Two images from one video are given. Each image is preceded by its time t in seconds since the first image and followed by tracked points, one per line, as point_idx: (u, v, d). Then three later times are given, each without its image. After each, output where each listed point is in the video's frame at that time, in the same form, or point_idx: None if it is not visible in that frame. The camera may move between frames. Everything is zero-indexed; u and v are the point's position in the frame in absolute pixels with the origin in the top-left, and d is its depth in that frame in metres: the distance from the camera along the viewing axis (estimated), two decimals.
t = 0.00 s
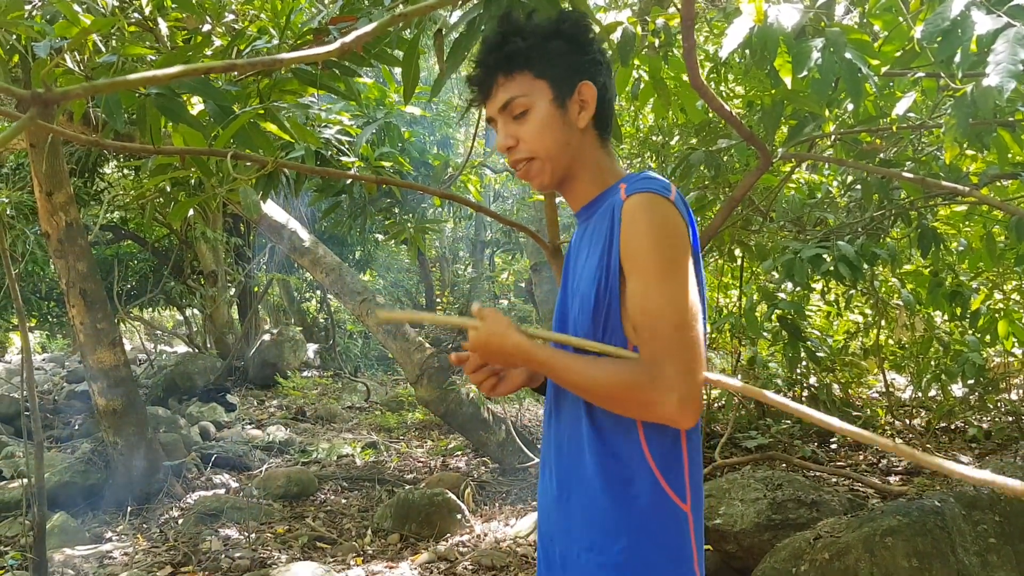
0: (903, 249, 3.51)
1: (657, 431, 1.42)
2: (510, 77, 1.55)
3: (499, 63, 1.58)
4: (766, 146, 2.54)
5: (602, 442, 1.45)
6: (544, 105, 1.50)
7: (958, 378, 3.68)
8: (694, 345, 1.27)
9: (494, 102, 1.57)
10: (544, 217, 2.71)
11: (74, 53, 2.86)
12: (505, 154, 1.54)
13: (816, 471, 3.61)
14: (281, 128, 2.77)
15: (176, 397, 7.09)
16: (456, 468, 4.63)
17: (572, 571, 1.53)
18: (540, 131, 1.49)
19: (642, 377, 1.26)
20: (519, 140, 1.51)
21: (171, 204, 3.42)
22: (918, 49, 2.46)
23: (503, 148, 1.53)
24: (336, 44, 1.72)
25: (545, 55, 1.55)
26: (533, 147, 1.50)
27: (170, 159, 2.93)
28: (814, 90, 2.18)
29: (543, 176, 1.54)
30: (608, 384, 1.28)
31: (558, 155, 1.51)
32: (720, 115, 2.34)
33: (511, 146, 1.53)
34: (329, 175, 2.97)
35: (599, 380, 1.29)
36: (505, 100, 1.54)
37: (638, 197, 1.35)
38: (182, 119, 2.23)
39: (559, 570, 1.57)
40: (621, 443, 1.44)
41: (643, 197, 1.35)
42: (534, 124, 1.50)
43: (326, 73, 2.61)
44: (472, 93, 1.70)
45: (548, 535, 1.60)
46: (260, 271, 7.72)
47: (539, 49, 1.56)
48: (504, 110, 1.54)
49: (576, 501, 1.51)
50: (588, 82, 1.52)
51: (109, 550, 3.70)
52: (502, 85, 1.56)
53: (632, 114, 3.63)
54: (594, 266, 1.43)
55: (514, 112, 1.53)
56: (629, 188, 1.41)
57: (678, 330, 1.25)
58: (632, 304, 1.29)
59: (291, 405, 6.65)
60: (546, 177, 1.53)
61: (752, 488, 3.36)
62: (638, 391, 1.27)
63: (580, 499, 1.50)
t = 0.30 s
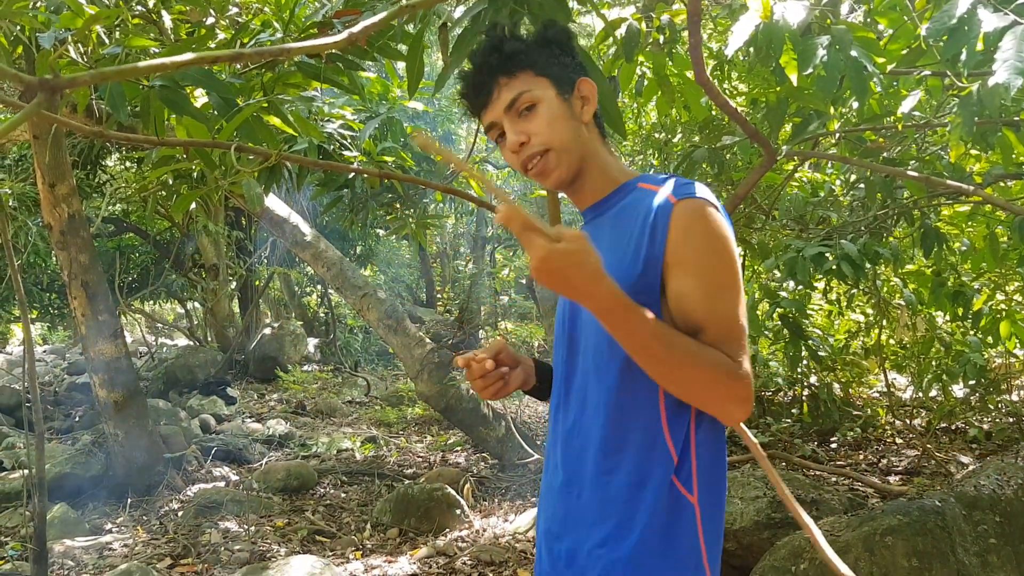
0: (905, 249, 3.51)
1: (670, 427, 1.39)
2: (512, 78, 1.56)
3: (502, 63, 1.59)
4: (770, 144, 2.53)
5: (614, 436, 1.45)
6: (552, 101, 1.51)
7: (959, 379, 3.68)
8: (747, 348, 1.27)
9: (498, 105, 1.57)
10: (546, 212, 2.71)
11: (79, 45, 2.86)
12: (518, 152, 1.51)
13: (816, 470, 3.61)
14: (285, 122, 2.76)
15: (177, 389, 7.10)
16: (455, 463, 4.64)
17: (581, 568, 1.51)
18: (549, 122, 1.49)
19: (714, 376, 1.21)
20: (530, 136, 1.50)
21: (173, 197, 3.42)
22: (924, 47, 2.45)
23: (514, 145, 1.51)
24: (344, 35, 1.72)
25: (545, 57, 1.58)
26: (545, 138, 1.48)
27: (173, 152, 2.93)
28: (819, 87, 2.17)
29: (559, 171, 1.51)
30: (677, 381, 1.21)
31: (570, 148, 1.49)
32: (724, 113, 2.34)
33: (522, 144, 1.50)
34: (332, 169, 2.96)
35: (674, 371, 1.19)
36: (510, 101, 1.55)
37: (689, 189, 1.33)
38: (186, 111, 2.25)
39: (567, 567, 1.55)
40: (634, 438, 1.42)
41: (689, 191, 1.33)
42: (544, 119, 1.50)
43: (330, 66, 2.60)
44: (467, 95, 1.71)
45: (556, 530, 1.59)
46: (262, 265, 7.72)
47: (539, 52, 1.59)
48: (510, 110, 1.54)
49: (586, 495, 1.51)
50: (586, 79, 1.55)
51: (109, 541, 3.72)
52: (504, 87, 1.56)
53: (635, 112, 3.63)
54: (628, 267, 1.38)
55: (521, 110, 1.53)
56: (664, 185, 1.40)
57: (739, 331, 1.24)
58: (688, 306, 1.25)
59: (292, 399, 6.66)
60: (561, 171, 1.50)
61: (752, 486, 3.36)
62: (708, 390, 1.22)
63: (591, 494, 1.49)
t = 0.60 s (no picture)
0: (906, 248, 3.51)
1: (685, 426, 1.43)
2: (530, 64, 1.56)
3: (522, 48, 1.59)
4: (770, 143, 2.53)
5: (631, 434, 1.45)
6: (569, 92, 1.52)
7: (959, 378, 3.69)
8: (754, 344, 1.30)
9: (513, 89, 1.56)
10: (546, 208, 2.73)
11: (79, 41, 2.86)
12: (529, 137, 1.51)
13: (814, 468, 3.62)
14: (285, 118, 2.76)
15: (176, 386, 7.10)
16: (455, 461, 4.64)
17: (594, 565, 1.50)
18: (564, 114, 1.50)
19: (726, 372, 1.25)
20: (544, 123, 1.50)
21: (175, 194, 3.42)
22: (925, 47, 2.45)
23: (527, 130, 1.51)
24: (343, 32, 1.73)
25: (562, 48, 1.60)
26: (558, 127, 1.49)
27: (174, 148, 2.93)
28: (819, 86, 2.17)
29: (566, 162, 1.52)
30: (688, 378, 1.24)
31: (580, 140, 1.51)
32: (723, 111, 2.34)
33: (534, 129, 1.51)
34: (333, 166, 2.95)
35: (684, 369, 1.23)
36: (527, 87, 1.54)
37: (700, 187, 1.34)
38: (187, 108, 2.24)
39: (577, 566, 1.54)
40: (657, 435, 1.43)
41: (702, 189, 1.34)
42: (559, 108, 1.50)
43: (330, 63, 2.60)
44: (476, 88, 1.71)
45: (563, 530, 1.57)
46: (262, 262, 7.72)
47: (557, 43, 1.60)
48: (526, 95, 1.55)
49: (599, 494, 1.50)
50: (599, 75, 1.58)
51: (107, 538, 3.72)
52: (522, 72, 1.56)
53: (636, 110, 3.63)
54: (638, 262, 1.38)
55: (537, 97, 1.53)
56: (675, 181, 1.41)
57: (750, 329, 1.28)
58: (702, 303, 1.28)
59: (291, 396, 6.66)
60: (569, 162, 1.52)
61: (751, 485, 3.37)
62: (719, 386, 1.26)
63: (605, 491, 1.49)
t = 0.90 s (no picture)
0: (896, 248, 3.54)
1: (678, 424, 1.44)
2: (532, 51, 1.56)
3: (526, 36, 1.58)
4: (762, 143, 2.55)
5: (623, 432, 1.45)
6: (567, 86, 1.53)
7: (948, 378, 3.72)
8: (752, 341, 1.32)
9: (511, 74, 1.56)
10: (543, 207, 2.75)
11: (71, 36, 2.85)
12: (521, 124, 1.51)
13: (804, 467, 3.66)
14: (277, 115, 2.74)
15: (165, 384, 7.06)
16: (448, 459, 4.64)
17: (586, 563, 1.50)
18: (558, 106, 1.50)
19: (726, 372, 1.27)
20: (537, 112, 1.50)
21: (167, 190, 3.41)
22: (915, 48, 2.47)
23: (519, 117, 1.51)
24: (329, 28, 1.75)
25: (566, 41, 1.59)
26: (550, 118, 1.50)
27: (165, 144, 2.92)
28: (811, 87, 2.19)
29: (552, 155, 1.52)
30: (683, 379, 1.27)
31: (570, 136, 1.51)
32: (716, 110, 2.36)
33: (527, 117, 1.51)
34: (325, 164, 2.96)
35: (675, 372, 1.26)
36: (525, 74, 1.54)
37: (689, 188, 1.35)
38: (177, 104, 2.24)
39: (570, 566, 1.53)
40: (648, 432, 1.44)
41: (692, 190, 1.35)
42: (555, 100, 1.51)
43: (323, 60, 2.59)
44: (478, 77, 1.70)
45: (555, 530, 1.56)
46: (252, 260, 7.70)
47: (561, 35, 1.60)
48: (523, 82, 1.55)
49: (592, 493, 1.50)
50: (598, 75, 1.59)
51: (97, 536, 3.69)
52: (522, 58, 1.56)
53: (631, 109, 3.64)
54: (629, 261, 1.38)
55: (535, 86, 1.54)
56: (666, 181, 1.42)
57: (746, 327, 1.30)
58: (698, 303, 1.30)
59: (282, 394, 6.64)
60: (556, 155, 1.52)
61: (742, 483, 3.39)
62: (714, 385, 1.27)
63: (597, 491, 1.49)
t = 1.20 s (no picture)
0: (884, 246, 3.55)
1: (668, 423, 1.45)
2: (526, 43, 1.55)
3: (520, 28, 1.57)
4: (749, 140, 2.55)
5: (616, 430, 1.44)
6: (560, 79, 1.53)
7: (934, 375, 3.73)
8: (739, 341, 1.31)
9: (505, 66, 1.55)
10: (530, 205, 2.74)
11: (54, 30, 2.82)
12: (514, 117, 1.50)
13: (791, 463, 3.67)
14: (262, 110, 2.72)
15: (152, 381, 7.01)
16: (436, 457, 4.63)
17: (578, 562, 1.49)
18: (553, 98, 1.50)
19: (703, 369, 1.26)
20: (530, 105, 1.50)
21: (151, 185, 3.38)
22: (902, 45, 2.47)
23: (513, 109, 1.50)
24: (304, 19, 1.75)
25: (558, 35, 1.58)
26: (544, 111, 1.49)
27: (149, 139, 2.90)
28: (798, 84, 2.18)
29: (546, 149, 1.51)
30: (668, 377, 1.26)
31: (563, 129, 1.51)
32: (703, 106, 2.35)
33: (520, 110, 1.50)
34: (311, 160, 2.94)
35: (659, 371, 1.26)
36: (517, 67, 1.54)
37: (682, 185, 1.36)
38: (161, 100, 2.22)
39: (559, 565, 1.51)
40: (640, 431, 1.44)
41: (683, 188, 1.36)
42: (548, 93, 1.50)
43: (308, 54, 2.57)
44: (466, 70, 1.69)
45: (544, 530, 1.53)
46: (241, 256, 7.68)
47: (554, 28, 1.59)
48: (517, 75, 1.54)
49: (583, 491, 1.48)
50: (591, 70, 1.59)
51: (82, 534, 3.67)
52: (515, 50, 1.55)
53: (619, 106, 3.64)
54: (621, 257, 1.38)
55: (528, 79, 1.53)
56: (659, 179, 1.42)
57: (732, 326, 1.29)
58: (685, 300, 1.29)
59: (270, 391, 6.61)
60: (550, 149, 1.51)
61: (729, 480, 3.39)
62: (698, 384, 1.27)
63: (588, 489, 1.47)
